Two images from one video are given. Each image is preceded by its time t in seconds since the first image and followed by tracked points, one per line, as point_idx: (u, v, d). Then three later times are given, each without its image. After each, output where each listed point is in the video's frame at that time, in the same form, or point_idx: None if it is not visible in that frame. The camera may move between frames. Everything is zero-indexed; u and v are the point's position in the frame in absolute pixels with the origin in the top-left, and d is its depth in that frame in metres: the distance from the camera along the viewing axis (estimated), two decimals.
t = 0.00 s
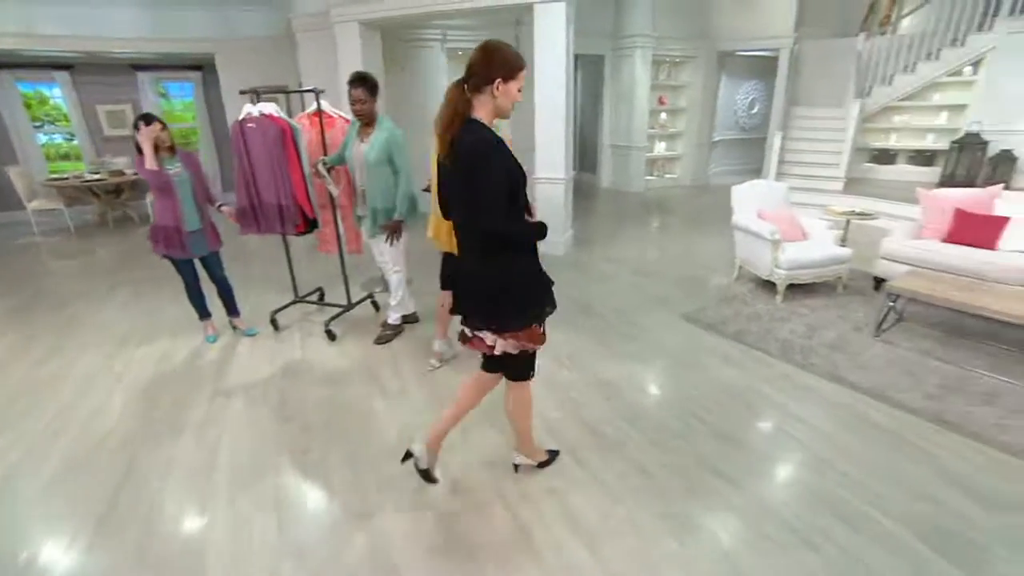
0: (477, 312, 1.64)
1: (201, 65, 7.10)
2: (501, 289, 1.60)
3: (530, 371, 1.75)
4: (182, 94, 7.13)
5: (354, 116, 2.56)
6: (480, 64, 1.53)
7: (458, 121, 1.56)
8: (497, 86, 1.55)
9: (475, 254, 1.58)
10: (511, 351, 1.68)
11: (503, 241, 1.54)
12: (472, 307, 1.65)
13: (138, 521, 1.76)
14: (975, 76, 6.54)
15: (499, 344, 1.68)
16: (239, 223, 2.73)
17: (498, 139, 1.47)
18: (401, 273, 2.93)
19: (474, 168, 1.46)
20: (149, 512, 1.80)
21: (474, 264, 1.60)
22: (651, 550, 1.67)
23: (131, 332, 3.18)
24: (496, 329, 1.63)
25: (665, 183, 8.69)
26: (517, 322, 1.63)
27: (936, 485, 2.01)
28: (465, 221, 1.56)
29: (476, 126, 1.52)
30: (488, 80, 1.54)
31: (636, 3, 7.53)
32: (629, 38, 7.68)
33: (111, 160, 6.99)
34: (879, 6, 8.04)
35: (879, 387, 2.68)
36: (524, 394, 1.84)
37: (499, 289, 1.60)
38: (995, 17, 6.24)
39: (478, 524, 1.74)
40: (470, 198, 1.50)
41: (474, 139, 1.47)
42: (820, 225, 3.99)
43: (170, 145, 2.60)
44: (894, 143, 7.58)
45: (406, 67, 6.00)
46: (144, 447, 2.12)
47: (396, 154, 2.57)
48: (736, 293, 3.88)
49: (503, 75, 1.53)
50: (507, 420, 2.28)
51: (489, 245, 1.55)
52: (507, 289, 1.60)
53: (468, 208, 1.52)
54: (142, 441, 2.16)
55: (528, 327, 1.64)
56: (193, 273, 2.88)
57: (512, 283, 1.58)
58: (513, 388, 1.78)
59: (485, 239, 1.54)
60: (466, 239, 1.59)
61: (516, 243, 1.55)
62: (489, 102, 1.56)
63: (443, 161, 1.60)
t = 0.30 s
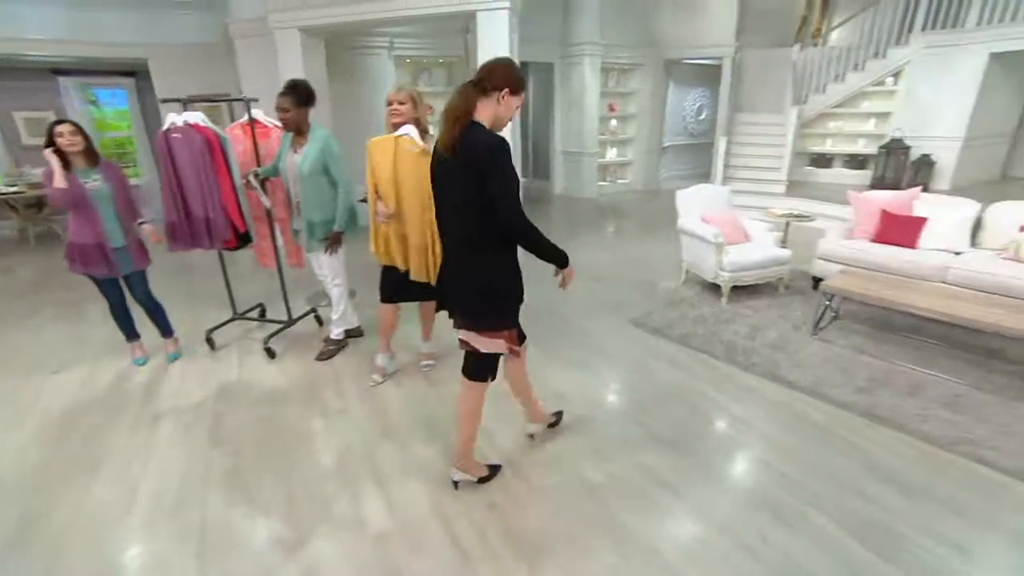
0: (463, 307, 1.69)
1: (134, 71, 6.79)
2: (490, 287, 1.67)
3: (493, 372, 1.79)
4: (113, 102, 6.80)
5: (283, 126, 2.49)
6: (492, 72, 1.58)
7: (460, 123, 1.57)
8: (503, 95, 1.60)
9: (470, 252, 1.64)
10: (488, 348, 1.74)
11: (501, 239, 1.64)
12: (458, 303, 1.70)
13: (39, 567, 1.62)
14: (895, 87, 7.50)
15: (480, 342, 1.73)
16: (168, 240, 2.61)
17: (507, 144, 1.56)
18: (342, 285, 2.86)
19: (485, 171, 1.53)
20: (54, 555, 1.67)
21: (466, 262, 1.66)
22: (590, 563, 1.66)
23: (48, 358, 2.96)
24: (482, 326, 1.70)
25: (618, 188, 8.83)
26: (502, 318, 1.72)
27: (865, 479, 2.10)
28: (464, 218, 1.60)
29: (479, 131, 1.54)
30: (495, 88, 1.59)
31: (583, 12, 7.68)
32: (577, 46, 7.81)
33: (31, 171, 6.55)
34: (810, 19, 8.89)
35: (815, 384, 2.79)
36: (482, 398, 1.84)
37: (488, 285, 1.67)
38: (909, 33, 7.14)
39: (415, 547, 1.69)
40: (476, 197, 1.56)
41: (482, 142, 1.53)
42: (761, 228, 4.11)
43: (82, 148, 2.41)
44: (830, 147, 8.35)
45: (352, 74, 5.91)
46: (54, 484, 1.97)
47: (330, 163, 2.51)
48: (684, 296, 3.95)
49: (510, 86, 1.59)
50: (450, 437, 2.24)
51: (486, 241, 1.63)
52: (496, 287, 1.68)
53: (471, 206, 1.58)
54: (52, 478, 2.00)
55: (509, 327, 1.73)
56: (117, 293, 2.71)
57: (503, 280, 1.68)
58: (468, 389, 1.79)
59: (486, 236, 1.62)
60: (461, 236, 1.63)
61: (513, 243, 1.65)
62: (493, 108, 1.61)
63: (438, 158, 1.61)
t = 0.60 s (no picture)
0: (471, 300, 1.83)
1: (56, 75, 6.38)
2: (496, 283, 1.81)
3: (509, 364, 1.92)
4: (32, 108, 6.37)
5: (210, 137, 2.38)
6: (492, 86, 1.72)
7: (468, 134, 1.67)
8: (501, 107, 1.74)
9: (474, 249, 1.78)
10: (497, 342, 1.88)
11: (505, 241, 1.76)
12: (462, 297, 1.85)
13: None
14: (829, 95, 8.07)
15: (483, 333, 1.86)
16: (88, 259, 2.44)
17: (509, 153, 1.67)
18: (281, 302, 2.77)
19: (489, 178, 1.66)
20: None
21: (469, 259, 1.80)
22: None
23: None
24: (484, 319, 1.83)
25: (572, 193, 8.91)
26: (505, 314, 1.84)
27: (805, 479, 2.17)
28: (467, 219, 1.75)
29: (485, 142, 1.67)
30: (494, 100, 1.73)
31: (534, 20, 7.75)
32: (527, 53, 7.87)
33: None
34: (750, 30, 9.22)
35: (757, 385, 2.87)
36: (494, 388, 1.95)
37: (494, 281, 1.81)
38: (839, 44, 7.69)
39: None
40: (477, 201, 1.70)
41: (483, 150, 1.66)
42: (708, 232, 4.20)
43: None
44: (773, 152, 8.74)
45: (297, 82, 5.78)
46: None
47: (262, 174, 2.41)
48: (634, 302, 4.00)
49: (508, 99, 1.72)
50: (394, 459, 2.19)
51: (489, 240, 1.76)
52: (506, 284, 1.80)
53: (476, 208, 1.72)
54: None
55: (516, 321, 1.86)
56: (28, 314, 2.51)
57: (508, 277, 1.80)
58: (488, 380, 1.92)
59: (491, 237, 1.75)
60: (465, 236, 1.78)
61: (515, 245, 1.76)
62: (491, 119, 1.74)
63: (446, 164, 1.75)
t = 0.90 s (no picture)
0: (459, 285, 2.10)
1: None
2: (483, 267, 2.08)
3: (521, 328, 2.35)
4: None
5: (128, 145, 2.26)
6: (474, 89, 1.96)
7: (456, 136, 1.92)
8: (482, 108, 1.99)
9: (458, 240, 2.03)
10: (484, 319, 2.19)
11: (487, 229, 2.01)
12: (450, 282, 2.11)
13: None
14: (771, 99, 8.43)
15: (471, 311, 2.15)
16: None
17: (490, 153, 1.94)
18: (214, 319, 2.67)
19: (478, 176, 1.93)
20: None
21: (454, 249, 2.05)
22: None
23: None
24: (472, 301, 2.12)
25: (526, 197, 8.93)
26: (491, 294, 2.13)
27: (750, 480, 2.21)
28: (452, 215, 1.98)
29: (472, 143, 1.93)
30: (478, 103, 1.98)
31: (481, 25, 7.80)
32: (478, 57, 7.98)
33: None
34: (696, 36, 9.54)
35: (705, 387, 2.92)
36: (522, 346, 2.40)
37: (478, 265, 2.08)
38: (778, 51, 8.12)
39: None
40: (463, 199, 1.95)
41: (469, 151, 1.91)
42: (656, 235, 4.25)
43: None
44: (721, 153, 8.98)
45: (238, 86, 5.58)
46: None
47: (185, 185, 2.32)
48: (587, 306, 4.00)
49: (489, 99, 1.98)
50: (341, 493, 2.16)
51: (471, 230, 2.01)
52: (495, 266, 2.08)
53: (461, 203, 1.96)
54: None
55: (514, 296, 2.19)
56: None
57: (492, 261, 2.07)
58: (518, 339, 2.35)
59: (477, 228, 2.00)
60: (450, 230, 2.01)
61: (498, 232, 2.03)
62: (476, 120, 2.01)
63: (431, 162, 1.96)
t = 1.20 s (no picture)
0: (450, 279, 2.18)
1: None
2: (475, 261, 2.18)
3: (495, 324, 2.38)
4: None
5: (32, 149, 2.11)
6: (461, 94, 2.03)
7: (446, 137, 2.00)
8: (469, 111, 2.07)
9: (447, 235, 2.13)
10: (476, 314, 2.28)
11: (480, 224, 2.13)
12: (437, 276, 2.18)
13: None
14: (720, 99, 8.66)
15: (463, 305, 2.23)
16: None
17: (480, 155, 2.04)
18: (141, 336, 2.54)
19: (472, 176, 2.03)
20: None
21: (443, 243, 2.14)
22: None
23: None
24: (462, 295, 2.20)
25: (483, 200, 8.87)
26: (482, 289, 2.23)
27: (705, 481, 2.22)
28: (442, 211, 2.08)
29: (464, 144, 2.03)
30: (464, 106, 2.05)
31: (432, 26, 7.82)
32: (429, 57, 7.92)
33: None
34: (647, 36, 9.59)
35: (660, 387, 2.93)
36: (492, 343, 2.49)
37: (467, 260, 2.17)
38: (725, 52, 8.38)
39: None
40: (453, 197, 2.05)
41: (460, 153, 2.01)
42: (608, 234, 4.26)
43: None
44: (674, 152, 9.14)
45: (175, 86, 5.31)
46: None
47: (98, 191, 2.18)
48: (542, 308, 3.96)
49: (474, 102, 2.05)
50: (281, 515, 2.05)
51: (461, 226, 2.11)
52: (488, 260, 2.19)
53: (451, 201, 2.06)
54: None
55: (500, 289, 2.28)
56: None
57: (481, 256, 2.18)
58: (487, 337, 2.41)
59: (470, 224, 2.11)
60: (439, 225, 2.10)
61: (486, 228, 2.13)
62: (462, 122, 2.08)
63: (422, 163, 2.05)
